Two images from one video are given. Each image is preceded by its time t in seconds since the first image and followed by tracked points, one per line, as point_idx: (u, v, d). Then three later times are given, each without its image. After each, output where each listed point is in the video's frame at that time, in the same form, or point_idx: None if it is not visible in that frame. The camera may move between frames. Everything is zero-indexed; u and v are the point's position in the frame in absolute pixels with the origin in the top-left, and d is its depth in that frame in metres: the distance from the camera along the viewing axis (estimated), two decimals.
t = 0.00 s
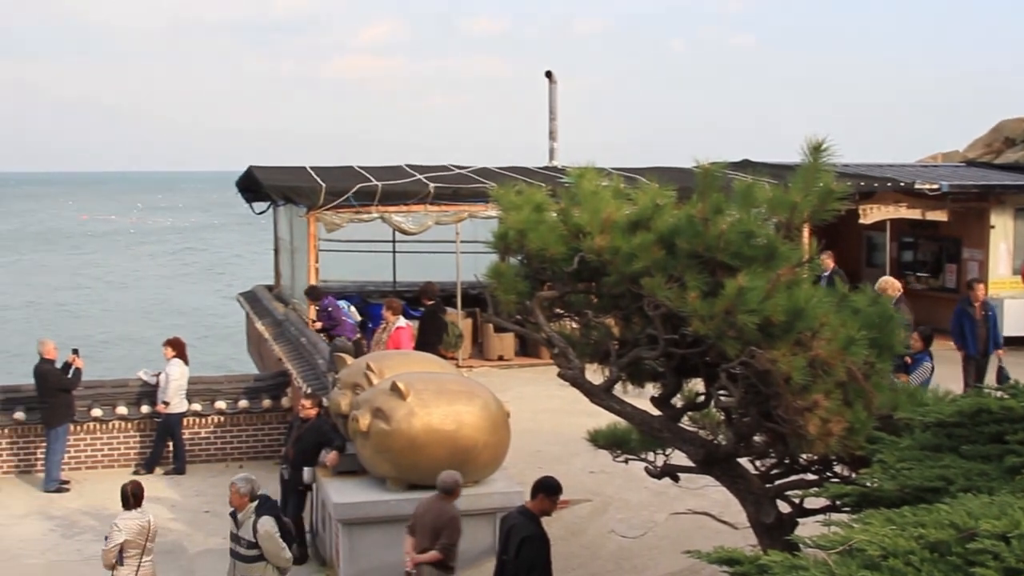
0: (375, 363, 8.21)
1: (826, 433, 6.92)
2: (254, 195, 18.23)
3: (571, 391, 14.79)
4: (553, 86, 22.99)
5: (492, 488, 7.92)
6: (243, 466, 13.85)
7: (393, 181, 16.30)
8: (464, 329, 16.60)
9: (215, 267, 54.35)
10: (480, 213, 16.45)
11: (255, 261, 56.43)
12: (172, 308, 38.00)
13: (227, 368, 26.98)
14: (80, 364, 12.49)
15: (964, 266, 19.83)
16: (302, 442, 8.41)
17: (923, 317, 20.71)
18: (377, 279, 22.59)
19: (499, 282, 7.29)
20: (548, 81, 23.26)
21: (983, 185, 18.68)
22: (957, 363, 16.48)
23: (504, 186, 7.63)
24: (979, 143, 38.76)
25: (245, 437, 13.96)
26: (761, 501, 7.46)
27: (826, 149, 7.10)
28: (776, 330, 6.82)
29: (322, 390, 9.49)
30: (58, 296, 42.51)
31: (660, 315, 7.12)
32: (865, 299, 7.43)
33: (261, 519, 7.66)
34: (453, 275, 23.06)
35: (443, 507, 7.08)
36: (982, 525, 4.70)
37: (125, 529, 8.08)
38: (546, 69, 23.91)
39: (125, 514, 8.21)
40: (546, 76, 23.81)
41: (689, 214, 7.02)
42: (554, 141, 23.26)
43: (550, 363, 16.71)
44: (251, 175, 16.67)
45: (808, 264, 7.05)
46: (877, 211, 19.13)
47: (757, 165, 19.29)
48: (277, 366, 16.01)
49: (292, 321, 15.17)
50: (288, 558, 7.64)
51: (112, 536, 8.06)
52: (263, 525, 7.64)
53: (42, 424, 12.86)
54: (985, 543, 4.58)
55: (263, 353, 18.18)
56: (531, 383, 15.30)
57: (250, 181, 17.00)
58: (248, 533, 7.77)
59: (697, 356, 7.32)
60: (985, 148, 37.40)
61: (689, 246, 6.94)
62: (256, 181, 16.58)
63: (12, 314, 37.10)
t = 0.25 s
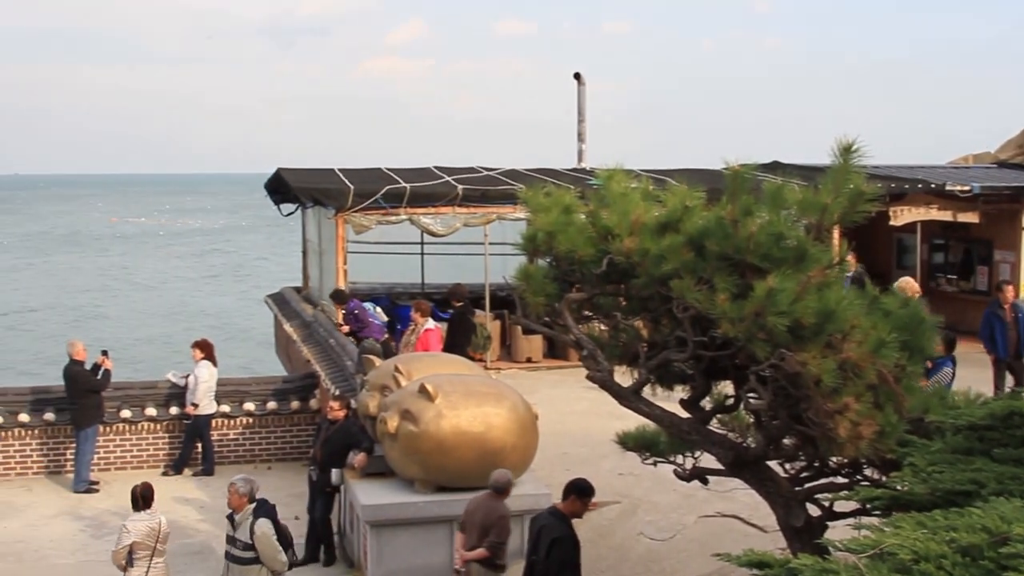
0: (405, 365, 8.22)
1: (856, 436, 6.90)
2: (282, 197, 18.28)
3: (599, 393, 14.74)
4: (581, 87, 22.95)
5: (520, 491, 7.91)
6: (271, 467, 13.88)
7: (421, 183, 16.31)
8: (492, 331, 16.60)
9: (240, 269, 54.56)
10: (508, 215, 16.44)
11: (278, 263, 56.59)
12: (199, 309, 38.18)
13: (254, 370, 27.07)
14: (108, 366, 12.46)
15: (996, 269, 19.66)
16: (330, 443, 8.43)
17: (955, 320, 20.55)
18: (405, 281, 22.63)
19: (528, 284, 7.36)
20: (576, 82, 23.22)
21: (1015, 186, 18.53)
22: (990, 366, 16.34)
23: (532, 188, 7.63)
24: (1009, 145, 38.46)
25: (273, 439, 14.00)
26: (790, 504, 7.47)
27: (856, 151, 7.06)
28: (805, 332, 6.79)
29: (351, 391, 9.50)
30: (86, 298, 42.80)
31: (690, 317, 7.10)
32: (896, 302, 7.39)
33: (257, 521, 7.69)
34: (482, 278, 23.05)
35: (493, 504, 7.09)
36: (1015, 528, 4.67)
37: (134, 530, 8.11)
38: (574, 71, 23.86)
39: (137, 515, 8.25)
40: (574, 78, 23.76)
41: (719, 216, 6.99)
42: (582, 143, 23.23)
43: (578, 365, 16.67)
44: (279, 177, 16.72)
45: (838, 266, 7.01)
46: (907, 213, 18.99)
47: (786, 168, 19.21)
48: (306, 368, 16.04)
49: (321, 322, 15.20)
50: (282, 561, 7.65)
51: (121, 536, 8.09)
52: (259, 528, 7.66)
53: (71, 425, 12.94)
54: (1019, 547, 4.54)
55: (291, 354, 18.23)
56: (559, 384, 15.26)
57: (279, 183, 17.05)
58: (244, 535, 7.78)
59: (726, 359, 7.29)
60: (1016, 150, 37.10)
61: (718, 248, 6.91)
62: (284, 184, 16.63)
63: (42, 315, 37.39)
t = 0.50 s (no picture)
0: (433, 367, 8.23)
1: (886, 438, 6.85)
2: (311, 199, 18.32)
3: (627, 395, 14.69)
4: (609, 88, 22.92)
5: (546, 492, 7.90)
6: (299, 468, 13.91)
7: (449, 185, 16.32)
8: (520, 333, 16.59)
9: (265, 271, 54.78)
10: (536, 217, 16.43)
11: (303, 265, 56.75)
12: (227, 311, 38.37)
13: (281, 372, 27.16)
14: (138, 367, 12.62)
15: None
16: (358, 445, 8.46)
17: (986, 322, 20.38)
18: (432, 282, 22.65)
19: (556, 285, 7.42)
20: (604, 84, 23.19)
21: None
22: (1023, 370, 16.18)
23: (561, 190, 7.63)
24: None
25: (301, 440, 14.03)
26: (820, 507, 7.46)
27: (887, 152, 7.01)
28: (835, 334, 6.74)
29: (380, 393, 9.52)
30: (114, 299, 43.07)
31: (719, 319, 7.09)
32: (926, 305, 7.36)
33: (251, 527, 7.70)
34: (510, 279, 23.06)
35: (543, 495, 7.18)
36: None
37: (140, 528, 8.18)
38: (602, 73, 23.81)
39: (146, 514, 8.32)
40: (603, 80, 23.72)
41: (749, 217, 6.96)
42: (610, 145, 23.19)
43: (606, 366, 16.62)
44: (308, 179, 16.78)
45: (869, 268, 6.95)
46: (937, 214, 18.68)
47: (816, 169, 19.11)
48: (333, 369, 16.08)
49: (349, 324, 15.22)
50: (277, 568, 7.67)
51: (128, 535, 8.18)
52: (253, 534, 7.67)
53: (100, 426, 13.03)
54: None
55: (319, 356, 18.28)
56: (587, 386, 15.22)
57: (307, 185, 17.10)
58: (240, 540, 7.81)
59: (755, 361, 7.27)
60: None
61: (748, 250, 6.87)
62: (313, 185, 16.68)
63: (70, 316, 37.67)
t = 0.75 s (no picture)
0: (459, 369, 8.24)
1: (915, 442, 6.79)
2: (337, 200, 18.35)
3: (654, 397, 14.65)
4: (635, 89, 22.86)
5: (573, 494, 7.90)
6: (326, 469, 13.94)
7: (476, 186, 16.33)
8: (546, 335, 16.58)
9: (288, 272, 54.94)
10: (563, 218, 16.42)
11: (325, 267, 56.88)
12: (251, 312, 38.51)
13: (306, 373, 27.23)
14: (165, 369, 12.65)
15: None
16: (384, 446, 8.48)
17: (1016, 325, 20.24)
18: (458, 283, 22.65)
19: (584, 287, 7.45)
20: (630, 85, 23.14)
21: None
22: None
23: (588, 191, 7.63)
24: None
25: (327, 441, 14.06)
26: (847, 510, 7.44)
27: (916, 153, 6.97)
28: (864, 337, 6.72)
29: (407, 394, 9.53)
30: (140, 299, 43.31)
31: (746, 321, 7.07)
32: (955, 307, 7.33)
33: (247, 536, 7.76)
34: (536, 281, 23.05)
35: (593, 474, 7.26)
36: None
37: (151, 523, 8.28)
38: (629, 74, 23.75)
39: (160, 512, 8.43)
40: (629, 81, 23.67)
41: (777, 219, 6.93)
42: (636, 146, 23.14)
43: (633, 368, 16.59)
44: (335, 180, 16.83)
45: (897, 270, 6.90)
46: (966, 216, 18.59)
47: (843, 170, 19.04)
48: (360, 371, 16.12)
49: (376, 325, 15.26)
50: None
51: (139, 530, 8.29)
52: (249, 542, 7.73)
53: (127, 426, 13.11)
54: None
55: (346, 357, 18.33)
56: (613, 388, 15.19)
57: (334, 186, 17.14)
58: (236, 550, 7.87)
59: (782, 364, 7.26)
60: None
61: (776, 251, 6.83)
62: (340, 187, 16.72)
63: (97, 317, 37.91)
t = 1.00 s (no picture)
0: (482, 368, 8.26)
1: (940, 443, 6.73)
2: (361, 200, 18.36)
3: (678, 397, 14.63)
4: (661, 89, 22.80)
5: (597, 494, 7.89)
6: (349, 468, 13.96)
7: (499, 186, 16.34)
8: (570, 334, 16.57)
9: (310, 271, 55.11)
10: (587, 218, 16.43)
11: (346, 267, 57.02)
12: (273, 311, 38.63)
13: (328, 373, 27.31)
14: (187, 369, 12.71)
15: None
16: (407, 446, 8.49)
17: None
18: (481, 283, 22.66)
19: (608, 287, 7.42)
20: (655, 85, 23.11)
21: None
22: None
23: (611, 191, 7.63)
24: None
25: (351, 440, 14.09)
26: (871, 512, 7.43)
27: (942, 154, 6.92)
28: (890, 338, 6.69)
29: (431, 394, 9.52)
30: (162, 298, 43.49)
31: (771, 322, 7.06)
32: (981, 308, 7.28)
33: (239, 537, 7.75)
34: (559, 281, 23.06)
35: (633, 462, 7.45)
36: None
37: (162, 519, 8.31)
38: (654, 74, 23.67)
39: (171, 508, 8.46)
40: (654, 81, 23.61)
41: (802, 219, 6.90)
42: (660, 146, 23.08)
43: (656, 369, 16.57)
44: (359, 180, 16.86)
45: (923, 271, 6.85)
46: (992, 218, 18.56)
47: (869, 171, 18.99)
48: (383, 370, 16.15)
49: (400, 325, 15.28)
50: None
51: (150, 526, 8.33)
52: (241, 543, 7.71)
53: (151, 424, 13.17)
54: None
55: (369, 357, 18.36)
56: (636, 388, 15.16)
57: (358, 185, 17.18)
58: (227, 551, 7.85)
59: (806, 364, 7.24)
60: None
61: (800, 252, 6.80)
62: (364, 186, 16.75)
63: (120, 315, 38.09)
